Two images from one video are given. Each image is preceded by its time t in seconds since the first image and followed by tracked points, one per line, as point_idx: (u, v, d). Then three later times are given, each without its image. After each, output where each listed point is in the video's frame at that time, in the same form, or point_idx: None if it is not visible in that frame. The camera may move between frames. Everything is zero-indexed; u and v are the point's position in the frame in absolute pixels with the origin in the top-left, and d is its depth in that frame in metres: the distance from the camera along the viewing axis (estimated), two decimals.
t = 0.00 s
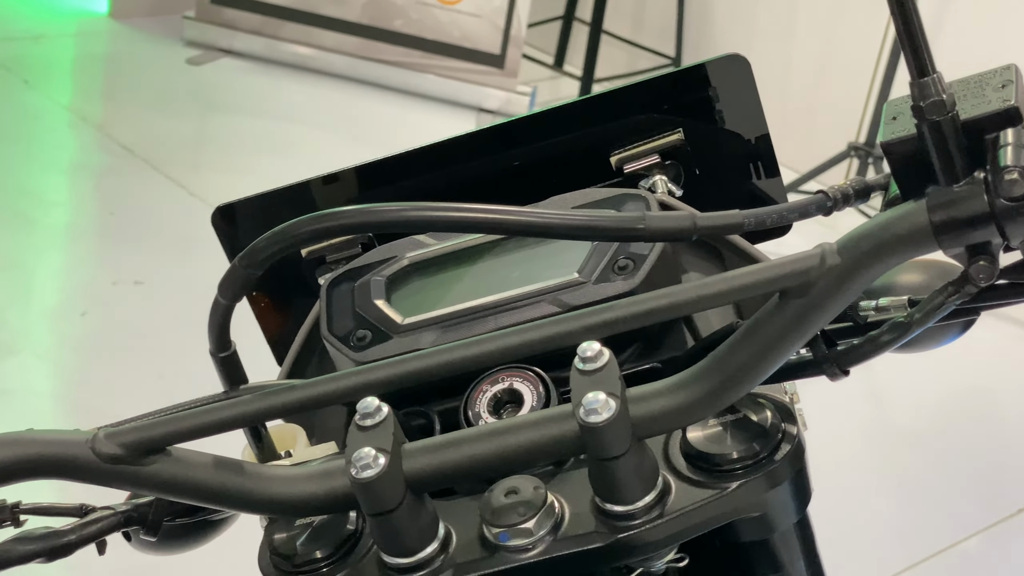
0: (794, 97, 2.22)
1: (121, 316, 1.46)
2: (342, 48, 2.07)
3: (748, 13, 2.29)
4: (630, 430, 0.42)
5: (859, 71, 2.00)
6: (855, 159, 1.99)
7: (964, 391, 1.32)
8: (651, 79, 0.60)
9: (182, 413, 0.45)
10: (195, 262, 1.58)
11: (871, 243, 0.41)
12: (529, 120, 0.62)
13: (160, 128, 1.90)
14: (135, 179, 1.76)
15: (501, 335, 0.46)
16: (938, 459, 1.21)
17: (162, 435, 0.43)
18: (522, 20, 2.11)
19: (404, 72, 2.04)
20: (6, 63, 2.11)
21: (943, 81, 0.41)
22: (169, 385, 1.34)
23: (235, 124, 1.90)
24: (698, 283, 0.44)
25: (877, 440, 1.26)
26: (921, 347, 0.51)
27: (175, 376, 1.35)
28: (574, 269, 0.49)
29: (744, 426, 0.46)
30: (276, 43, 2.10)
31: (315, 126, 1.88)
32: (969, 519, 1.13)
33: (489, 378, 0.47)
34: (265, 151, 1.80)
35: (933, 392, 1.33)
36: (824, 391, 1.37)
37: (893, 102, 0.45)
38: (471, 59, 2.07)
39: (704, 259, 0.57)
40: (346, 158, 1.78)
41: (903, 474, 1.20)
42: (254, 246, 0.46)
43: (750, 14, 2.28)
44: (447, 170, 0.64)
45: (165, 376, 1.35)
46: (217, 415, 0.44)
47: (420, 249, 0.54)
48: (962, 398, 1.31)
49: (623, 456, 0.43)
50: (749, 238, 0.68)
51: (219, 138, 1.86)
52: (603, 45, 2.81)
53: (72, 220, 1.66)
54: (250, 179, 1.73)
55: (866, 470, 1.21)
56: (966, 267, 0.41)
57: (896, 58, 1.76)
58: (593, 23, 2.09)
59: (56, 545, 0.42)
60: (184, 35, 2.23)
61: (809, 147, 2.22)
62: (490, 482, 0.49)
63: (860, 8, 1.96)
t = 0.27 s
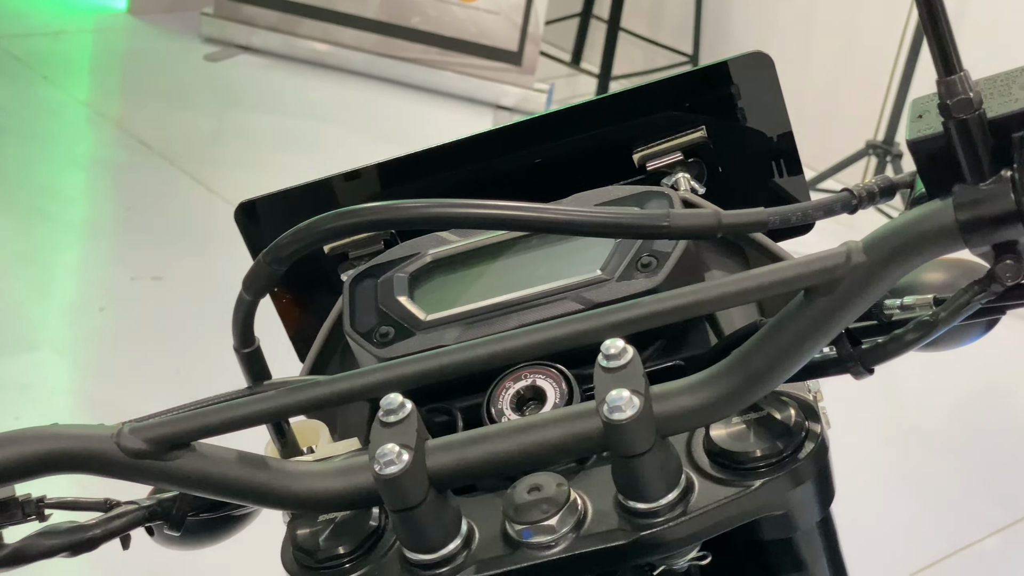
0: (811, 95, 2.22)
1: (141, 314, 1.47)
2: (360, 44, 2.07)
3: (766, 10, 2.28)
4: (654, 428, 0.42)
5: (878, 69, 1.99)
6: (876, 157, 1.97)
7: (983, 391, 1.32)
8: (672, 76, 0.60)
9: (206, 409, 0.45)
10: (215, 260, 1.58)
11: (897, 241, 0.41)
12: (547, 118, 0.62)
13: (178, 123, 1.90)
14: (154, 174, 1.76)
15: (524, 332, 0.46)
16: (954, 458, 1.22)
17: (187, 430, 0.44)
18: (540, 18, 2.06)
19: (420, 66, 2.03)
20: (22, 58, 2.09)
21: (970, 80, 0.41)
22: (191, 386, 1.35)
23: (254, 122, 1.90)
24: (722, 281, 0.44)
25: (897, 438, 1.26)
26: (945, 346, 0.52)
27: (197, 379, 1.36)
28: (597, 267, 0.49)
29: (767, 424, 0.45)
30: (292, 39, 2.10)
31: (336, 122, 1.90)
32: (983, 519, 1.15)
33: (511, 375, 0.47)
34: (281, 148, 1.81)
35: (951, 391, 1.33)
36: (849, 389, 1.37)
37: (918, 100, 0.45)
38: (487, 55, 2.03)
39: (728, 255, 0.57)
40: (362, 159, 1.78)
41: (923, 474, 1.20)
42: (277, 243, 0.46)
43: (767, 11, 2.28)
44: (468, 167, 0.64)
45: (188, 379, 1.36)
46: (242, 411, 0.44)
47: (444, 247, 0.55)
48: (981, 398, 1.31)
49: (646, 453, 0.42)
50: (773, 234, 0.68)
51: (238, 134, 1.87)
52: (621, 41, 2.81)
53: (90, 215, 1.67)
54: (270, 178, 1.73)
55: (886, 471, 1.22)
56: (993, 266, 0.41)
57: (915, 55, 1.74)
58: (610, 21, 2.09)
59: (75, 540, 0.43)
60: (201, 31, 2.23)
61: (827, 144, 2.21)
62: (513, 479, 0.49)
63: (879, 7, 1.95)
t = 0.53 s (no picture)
0: (828, 93, 2.21)
1: (155, 311, 1.49)
2: (377, 41, 2.07)
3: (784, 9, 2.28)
4: (678, 424, 0.42)
5: (897, 67, 1.99)
6: (892, 155, 1.99)
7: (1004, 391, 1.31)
8: (696, 73, 0.60)
9: (229, 403, 0.45)
10: (229, 258, 1.59)
11: (923, 238, 0.41)
12: (570, 114, 0.62)
13: (194, 119, 1.91)
14: (168, 170, 1.77)
15: (547, 328, 0.46)
16: (972, 459, 1.23)
17: (210, 424, 0.44)
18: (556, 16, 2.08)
19: (437, 64, 2.03)
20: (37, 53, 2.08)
21: (998, 77, 0.40)
22: (208, 384, 1.37)
23: (270, 119, 1.91)
24: (746, 277, 0.44)
25: (910, 440, 1.27)
26: (969, 344, 0.52)
27: (213, 376, 1.37)
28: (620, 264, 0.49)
29: (790, 421, 0.45)
30: (311, 36, 2.10)
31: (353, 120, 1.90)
32: (1000, 519, 1.15)
33: (534, 370, 0.47)
34: (298, 145, 1.82)
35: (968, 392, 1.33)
36: (867, 388, 1.38)
37: (945, 98, 0.45)
38: (506, 54, 2.05)
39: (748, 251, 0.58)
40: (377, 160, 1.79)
41: (937, 475, 1.21)
42: (301, 238, 0.46)
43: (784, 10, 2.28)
44: (490, 164, 0.64)
45: (205, 377, 1.37)
46: (265, 405, 0.44)
47: (466, 243, 0.55)
48: (1000, 398, 1.31)
49: (669, 450, 0.42)
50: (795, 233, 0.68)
51: (254, 131, 1.87)
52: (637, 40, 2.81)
53: (106, 211, 1.68)
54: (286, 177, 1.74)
55: (901, 473, 1.22)
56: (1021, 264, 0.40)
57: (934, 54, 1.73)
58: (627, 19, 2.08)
59: (102, 534, 0.43)
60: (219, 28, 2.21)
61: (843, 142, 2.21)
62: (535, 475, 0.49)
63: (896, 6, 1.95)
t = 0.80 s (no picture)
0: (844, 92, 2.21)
1: (170, 306, 1.50)
2: (393, 39, 2.07)
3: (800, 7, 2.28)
4: (699, 423, 0.42)
5: (916, 66, 1.99)
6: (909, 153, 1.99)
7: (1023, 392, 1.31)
8: (717, 71, 0.60)
9: (249, 400, 0.45)
10: (245, 254, 1.59)
11: (945, 237, 0.40)
12: (591, 111, 0.63)
13: (211, 115, 1.92)
14: (184, 166, 1.78)
15: (569, 325, 0.46)
16: (992, 459, 1.22)
17: (231, 420, 0.44)
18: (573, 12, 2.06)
19: (454, 60, 2.03)
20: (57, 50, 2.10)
21: (1023, 75, 0.40)
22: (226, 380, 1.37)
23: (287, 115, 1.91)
24: (767, 275, 0.44)
25: (929, 439, 1.27)
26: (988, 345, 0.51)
27: (231, 372, 1.38)
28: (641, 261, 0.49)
29: (812, 419, 0.45)
30: (327, 33, 2.11)
31: (371, 117, 1.90)
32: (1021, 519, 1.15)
33: (555, 368, 0.47)
34: (314, 142, 1.83)
35: (987, 393, 1.33)
36: (891, 387, 1.37)
37: (970, 96, 0.43)
38: (523, 50, 2.04)
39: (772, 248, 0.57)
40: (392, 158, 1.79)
41: (956, 475, 1.21)
42: (323, 235, 0.46)
43: (801, 8, 2.28)
44: (510, 161, 0.65)
45: (223, 374, 1.37)
46: (286, 401, 0.44)
47: (485, 240, 0.55)
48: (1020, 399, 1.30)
49: (690, 448, 0.42)
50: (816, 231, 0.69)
51: (271, 128, 1.88)
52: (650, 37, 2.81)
53: (123, 207, 1.69)
54: (303, 174, 1.74)
55: (920, 473, 1.23)
56: None
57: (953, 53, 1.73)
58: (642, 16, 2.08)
59: (125, 529, 0.44)
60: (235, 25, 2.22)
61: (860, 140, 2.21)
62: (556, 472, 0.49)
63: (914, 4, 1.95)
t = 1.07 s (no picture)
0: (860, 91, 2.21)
1: (186, 304, 1.51)
2: (412, 36, 2.08)
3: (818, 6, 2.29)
4: (722, 421, 0.42)
5: (934, 65, 2.00)
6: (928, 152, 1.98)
7: None
8: (738, 70, 0.60)
9: (273, 396, 0.45)
10: (264, 250, 1.60)
11: (972, 235, 0.40)
12: (612, 109, 0.62)
13: (227, 111, 1.91)
14: (201, 162, 1.78)
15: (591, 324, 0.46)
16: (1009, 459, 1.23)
17: (254, 417, 0.44)
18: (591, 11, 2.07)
19: (473, 59, 2.05)
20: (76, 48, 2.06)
21: None
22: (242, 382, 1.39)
23: (304, 112, 1.92)
24: (791, 274, 0.44)
25: (945, 439, 1.27)
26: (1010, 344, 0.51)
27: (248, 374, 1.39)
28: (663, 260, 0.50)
29: (835, 418, 0.45)
30: (345, 31, 2.11)
31: (392, 114, 1.92)
32: None
33: (577, 365, 0.48)
34: (332, 139, 1.83)
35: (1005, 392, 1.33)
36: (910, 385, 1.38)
37: (993, 95, 0.43)
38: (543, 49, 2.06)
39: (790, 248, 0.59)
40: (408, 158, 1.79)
41: (971, 474, 1.22)
42: (346, 232, 0.47)
43: (819, 7, 2.28)
44: (531, 159, 0.65)
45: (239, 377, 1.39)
46: (309, 398, 0.44)
47: (507, 238, 0.56)
48: None
49: (713, 446, 0.42)
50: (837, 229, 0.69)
51: (288, 125, 1.88)
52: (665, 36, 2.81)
53: (138, 203, 1.69)
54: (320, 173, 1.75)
55: (938, 471, 1.23)
56: None
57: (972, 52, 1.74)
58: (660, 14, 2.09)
59: (148, 524, 0.44)
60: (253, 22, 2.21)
61: (877, 138, 2.21)
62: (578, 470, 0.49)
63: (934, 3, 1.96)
